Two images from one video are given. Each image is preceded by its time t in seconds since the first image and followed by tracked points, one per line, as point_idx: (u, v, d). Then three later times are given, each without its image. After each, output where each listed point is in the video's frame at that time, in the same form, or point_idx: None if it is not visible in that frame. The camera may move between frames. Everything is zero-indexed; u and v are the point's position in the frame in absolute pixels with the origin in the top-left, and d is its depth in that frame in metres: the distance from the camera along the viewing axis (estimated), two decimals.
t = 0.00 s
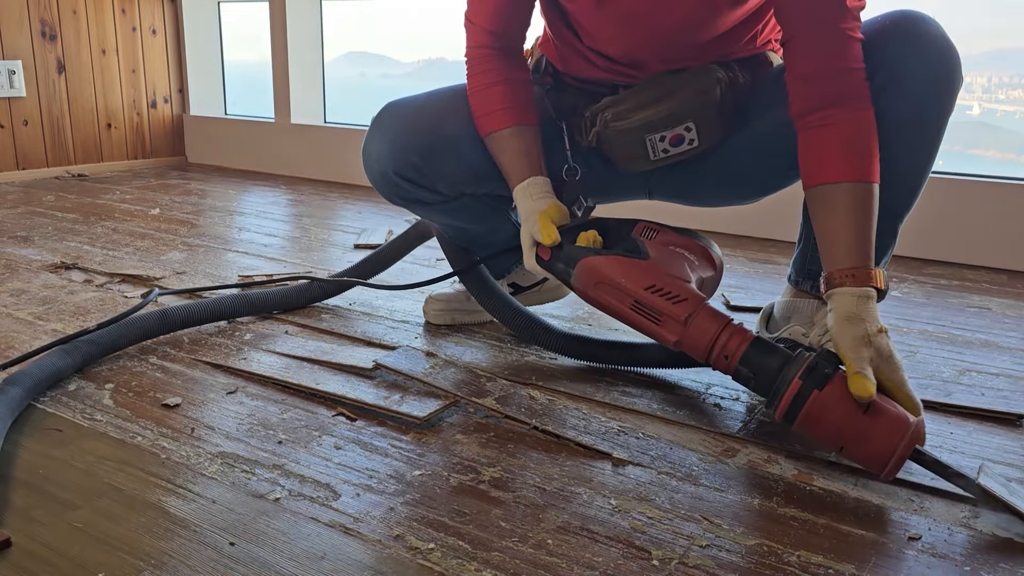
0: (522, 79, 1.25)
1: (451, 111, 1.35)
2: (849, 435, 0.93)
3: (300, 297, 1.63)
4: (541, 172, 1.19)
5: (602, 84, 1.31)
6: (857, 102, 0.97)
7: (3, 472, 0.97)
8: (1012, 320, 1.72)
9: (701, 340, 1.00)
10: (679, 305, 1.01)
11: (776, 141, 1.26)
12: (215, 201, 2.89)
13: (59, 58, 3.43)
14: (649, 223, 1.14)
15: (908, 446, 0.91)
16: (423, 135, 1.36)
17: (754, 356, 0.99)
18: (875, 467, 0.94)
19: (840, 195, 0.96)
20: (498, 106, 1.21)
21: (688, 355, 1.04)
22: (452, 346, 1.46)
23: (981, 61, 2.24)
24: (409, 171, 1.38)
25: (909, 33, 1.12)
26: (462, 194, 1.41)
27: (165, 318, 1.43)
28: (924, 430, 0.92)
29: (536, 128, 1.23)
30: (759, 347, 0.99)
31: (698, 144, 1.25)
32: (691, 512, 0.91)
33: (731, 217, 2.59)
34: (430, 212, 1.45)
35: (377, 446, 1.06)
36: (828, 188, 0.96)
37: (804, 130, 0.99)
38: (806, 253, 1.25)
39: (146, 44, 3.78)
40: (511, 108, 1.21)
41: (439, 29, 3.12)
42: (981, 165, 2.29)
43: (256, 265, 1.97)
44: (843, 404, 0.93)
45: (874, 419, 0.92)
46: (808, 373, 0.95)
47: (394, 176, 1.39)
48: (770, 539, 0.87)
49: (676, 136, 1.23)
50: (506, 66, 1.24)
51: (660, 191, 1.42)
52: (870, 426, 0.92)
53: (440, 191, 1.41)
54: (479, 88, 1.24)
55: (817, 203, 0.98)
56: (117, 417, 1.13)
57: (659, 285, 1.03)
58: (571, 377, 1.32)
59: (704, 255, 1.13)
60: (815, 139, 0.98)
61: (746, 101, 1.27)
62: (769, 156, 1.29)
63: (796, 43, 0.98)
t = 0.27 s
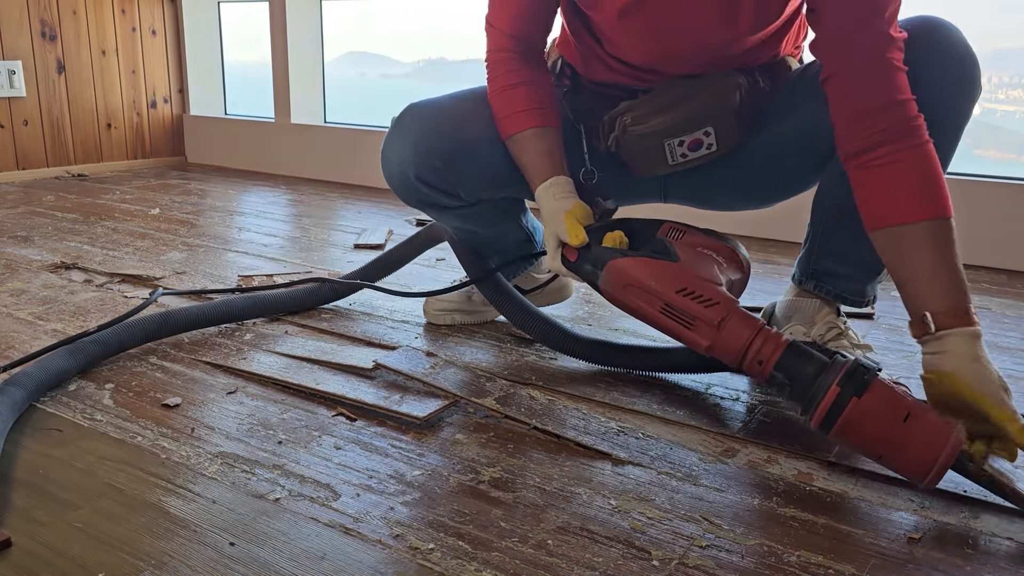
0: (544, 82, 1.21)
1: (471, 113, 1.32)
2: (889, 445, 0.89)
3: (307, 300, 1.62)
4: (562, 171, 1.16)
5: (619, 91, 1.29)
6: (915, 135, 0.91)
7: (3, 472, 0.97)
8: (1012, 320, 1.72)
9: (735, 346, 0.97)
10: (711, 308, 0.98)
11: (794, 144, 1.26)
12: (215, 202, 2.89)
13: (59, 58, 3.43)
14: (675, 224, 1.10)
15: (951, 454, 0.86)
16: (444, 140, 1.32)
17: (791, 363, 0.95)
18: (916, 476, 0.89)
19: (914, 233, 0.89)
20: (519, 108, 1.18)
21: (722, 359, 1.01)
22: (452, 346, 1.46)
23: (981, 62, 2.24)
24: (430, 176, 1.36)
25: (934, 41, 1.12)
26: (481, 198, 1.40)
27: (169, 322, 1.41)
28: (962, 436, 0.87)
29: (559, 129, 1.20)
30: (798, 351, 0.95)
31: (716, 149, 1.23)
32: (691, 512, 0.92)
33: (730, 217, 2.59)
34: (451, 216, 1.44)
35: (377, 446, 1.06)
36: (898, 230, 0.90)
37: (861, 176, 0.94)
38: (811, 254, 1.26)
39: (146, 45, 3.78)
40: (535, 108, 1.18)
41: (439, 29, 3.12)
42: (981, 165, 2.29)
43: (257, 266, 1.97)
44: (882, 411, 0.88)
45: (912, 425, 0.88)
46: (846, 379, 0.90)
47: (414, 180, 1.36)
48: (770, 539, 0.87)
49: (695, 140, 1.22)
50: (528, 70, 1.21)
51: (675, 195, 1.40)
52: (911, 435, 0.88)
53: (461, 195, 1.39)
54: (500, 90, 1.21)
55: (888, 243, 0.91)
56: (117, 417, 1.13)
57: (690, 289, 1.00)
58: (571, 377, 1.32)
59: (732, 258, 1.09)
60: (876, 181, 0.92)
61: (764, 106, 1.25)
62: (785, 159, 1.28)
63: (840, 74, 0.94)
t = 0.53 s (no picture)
0: (569, 85, 1.19)
1: (494, 108, 1.32)
2: (918, 450, 0.87)
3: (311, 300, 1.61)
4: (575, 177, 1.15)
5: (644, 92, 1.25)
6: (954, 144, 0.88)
7: (3, 472, 0.97)
8: (1012, 320, 1.72)
9: (755, 352, 0.98)
10: (731, 315, 1.00)
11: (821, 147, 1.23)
12: (215, 202, 2.89)
13: (59, 58, 3.43)
14: (687, 233, 1.14)
15: (983, 458, 0.85)
16: (466, 136, 1.32)
17: (813, 369, 0.95)
18: (947, 485, 0.88)
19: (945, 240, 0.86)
20: (541, 108, 1.17)
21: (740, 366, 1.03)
22: (451, 346, 1.46)
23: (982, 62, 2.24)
24: (450, 172, 1.35)
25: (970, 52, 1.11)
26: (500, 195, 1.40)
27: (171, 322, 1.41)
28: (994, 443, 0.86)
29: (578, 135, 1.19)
30: (818, 358, 0.96)
31: (743, 151, 1.21)
32: (691, 512, 0.92)
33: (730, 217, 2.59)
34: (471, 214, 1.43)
35: (377, 446, 1.06)
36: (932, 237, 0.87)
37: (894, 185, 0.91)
38: (820, 254, 1.25)
39: (146, 45, 3.78)
40: (557, 111, 1.17)
41: (438, 30, 3.12)
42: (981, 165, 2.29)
43: (257, 265, 1.97)
44: (909, 417, 0.88)
45: (940, 431, 0.86)
46: (872, 386, 0.90)
47: (435, 175, 1.36)
48: (770, 539, 0.87)
49: (722, 143, 1.20)
50: (553, 70, 1.19)
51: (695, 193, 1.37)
52: (940, 440, 0.86)
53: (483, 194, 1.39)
54: (524, 89, 1.19)
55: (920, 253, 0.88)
56: (117, 417, 1.13)
57: (710, 295, 1.01)
58: (571, 377, 1.32)
59: (746, 264, 1.10)
60: (909, 188, 0.89)
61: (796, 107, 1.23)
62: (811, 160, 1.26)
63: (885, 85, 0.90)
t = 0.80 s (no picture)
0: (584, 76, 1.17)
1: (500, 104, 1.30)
2: (921, 448, 0.88)
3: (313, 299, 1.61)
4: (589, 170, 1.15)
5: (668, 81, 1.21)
6: None
7: (3, 472, 0.97)
8: (1012, 320, 1.72)
9: (761, 349, 0.96)
10: (738, 311, 0.97)
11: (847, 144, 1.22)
12: (215, 201, 2.89)
13: (59, 58, 3.43)
14: (696, 228, 1.09)
15: (987, 460, 0.85)
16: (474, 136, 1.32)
17: (820, 367, 0.94)
18: (949, 484, 0.88)
19: None
20: (556, 101, 1.15)
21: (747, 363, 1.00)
22: (451, 346, 1.46)
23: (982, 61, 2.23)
24: (461, 171, 1.36)
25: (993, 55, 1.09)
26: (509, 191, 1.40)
27: (171, 321, 1.41)
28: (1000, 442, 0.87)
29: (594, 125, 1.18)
30: (825, 356, 0.94)
31: (768, 146, 1.20)
32: (691, 512, 0.92)
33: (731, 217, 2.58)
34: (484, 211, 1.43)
35: (377, 446, 1.06)
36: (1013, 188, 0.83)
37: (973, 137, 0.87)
38: (831, 254, 1.23)
39: (146, 45, 3.78)
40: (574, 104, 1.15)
41: (438, 30, 3.12)
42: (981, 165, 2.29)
43: (257, 265, 1.96)
44: (915, 414, 0.88)
45: (945, 429, 0.87)
46: (878, 383, 0.90)
47: (442, 174, 1.37)
48: (770, 538, 0.87)
49: (749, 138, 1.19)
50: (569, 61, 1.16)
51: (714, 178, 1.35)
52: (944, 438, 0.87)
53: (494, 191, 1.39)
54: (539, 80, 1.17)
55: None
56: (117, 417, 1.13)
57: (716, 291, 0.99)
58: (572, 377, 1.32)
59: (756, 261, 1.05)
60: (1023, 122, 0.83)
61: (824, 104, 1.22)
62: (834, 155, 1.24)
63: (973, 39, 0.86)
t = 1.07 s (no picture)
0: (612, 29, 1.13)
1: (533, 40, 1.27)
2: (934, 435, 0.88)
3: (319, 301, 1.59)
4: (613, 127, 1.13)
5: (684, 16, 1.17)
6: None
7: (3, 472, 0.97)
8: (1012, 320, 1.72)
9: (781, 323, 0.95)
10: (758, 283, 0.96)
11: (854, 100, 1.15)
12: (215, 202, 2.89)
13: (59, 58, 3.43)
14: (716, 195, 1.11)
15: (1001, 448, 0.86)
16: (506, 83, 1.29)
17: (837, 346, 0.93)
18: (960, 472, 0.89)
19: None
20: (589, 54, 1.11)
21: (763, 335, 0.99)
22: (451, 346, 1.46)
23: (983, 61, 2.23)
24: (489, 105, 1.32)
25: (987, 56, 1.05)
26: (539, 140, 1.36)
27: (173, 321, 1.40)
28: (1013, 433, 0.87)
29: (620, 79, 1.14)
30: (843, 335, 0.94)
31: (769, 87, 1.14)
32: (691, 512, 0.92)
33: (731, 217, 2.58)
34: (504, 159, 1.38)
35: (377, 447, 1.06)
36: None
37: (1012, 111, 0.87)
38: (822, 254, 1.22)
39: (146, 45, 3.78)
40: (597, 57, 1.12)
41: (439, 31, 3.12)
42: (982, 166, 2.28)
43: (258, 266, 1.96)
44: (930, 402, 0.87)
45: (959, 417, 0.87)
46: (895, 366, 0.89)
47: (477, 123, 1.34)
48: (769, 539, 0.87)
49: (749, 77, 1.12)
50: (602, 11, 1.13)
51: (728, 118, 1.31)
52: (960, 422, 0.87)
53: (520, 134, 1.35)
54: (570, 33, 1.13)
55: None
56: (117, 416, 1.13)
57: (739, 261, 0.97)
58: (572, 378, 1.32)
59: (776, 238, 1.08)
60: None
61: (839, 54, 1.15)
62: (839, 121, 1.20)
63: None
